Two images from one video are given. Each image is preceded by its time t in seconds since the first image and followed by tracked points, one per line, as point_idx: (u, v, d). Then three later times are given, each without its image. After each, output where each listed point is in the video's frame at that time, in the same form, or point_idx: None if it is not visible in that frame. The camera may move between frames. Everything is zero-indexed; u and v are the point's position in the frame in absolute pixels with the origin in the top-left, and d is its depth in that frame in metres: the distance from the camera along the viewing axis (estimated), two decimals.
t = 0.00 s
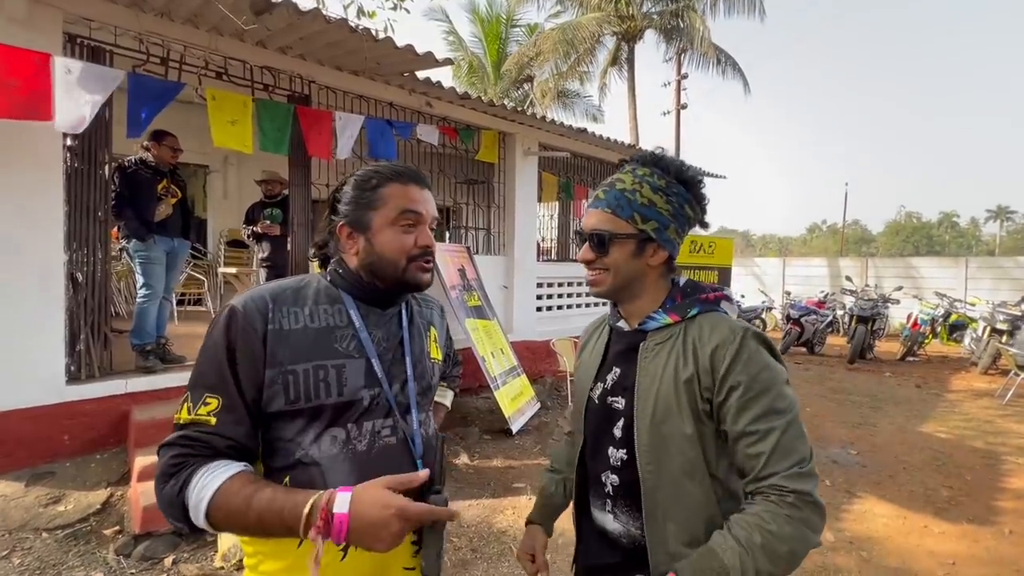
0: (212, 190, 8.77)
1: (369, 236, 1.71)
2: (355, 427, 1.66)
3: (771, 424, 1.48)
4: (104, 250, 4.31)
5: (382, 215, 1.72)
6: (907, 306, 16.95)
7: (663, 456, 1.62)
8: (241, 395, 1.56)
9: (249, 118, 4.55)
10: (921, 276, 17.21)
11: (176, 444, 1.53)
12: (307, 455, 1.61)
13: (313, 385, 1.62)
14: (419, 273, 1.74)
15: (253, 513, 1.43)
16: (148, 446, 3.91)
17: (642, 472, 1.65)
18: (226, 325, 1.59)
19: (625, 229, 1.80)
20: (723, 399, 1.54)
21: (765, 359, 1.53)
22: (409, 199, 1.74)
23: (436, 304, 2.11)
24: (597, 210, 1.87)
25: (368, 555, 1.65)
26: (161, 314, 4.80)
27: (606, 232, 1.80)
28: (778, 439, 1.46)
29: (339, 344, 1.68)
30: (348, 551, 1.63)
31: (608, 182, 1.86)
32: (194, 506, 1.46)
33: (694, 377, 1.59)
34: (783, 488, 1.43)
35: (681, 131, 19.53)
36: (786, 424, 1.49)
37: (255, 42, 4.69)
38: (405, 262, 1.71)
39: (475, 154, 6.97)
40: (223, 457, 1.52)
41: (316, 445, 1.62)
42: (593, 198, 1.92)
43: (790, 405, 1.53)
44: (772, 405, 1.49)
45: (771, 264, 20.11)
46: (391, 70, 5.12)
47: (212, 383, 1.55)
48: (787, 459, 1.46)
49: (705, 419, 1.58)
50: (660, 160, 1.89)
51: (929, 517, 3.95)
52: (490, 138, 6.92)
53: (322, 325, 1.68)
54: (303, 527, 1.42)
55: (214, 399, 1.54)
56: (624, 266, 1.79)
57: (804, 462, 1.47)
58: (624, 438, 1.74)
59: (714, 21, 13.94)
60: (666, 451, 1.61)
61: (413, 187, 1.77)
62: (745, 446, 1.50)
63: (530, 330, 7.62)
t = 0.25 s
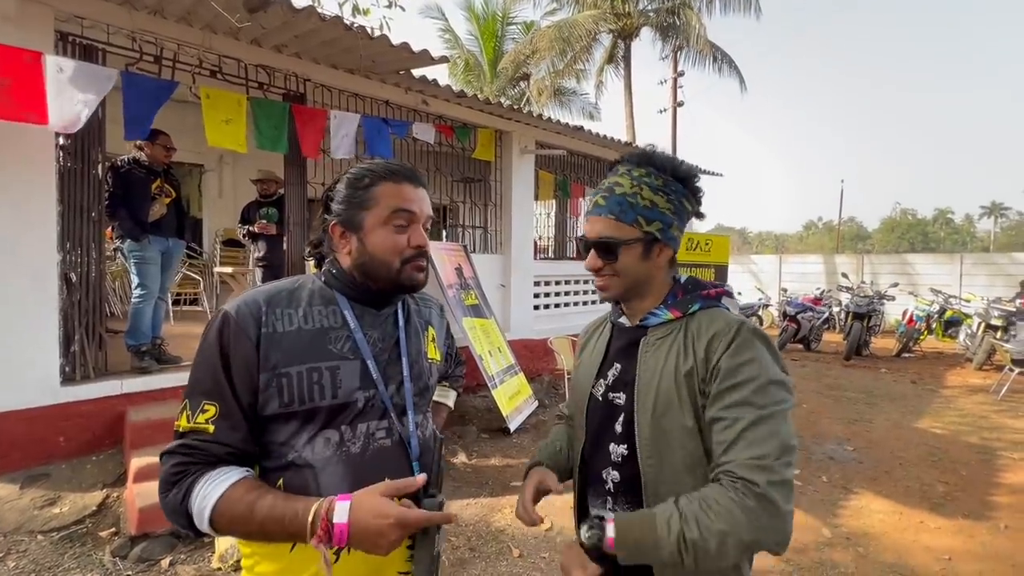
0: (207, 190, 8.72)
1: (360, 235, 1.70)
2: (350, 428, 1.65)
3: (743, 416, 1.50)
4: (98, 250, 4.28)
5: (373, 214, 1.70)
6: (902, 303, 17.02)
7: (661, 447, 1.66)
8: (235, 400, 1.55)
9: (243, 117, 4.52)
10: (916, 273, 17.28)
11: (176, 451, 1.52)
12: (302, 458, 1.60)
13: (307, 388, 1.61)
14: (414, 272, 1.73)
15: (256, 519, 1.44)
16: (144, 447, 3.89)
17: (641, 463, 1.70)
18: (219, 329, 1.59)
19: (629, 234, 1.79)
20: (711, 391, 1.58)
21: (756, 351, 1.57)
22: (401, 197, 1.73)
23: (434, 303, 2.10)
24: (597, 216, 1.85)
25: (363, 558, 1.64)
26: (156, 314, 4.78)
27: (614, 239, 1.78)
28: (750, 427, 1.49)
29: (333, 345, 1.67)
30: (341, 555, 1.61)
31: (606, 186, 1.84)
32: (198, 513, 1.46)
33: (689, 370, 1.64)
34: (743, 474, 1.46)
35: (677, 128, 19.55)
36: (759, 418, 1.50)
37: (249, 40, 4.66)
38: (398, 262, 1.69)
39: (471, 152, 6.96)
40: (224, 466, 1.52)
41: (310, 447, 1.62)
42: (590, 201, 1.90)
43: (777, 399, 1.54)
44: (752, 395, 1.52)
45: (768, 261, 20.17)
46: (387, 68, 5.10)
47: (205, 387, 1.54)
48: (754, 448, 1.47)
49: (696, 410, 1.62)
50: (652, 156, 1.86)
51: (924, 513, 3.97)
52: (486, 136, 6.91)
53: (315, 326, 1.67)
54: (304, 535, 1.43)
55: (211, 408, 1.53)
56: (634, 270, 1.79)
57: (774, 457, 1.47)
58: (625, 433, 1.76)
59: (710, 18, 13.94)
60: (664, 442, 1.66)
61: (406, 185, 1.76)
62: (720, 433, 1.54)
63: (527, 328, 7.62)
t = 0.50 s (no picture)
0: (199, 189, 8.65)
1: (370, 247, 1.67)
2: (350, 429, 1.65)
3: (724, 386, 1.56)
4: (90, 250, 4.24)
5: (387, 226, 1.67)
6: (894, 298, 17.17)
7: (665, 438, 1.71)
8: (232, 400, 1.54)
9: (237, 115, 4.48)
10: (908, 268, 17.43)
11: (174, 449, 1.53)
12: (302, 459, 1.60)
13: (306, 389, 1.60)
14: (411, 291, 1.72)
15: (253, 503, 1.43)
16: (139, 448, 3.86)
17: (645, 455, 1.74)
18: (216, 330, 1.57)
19: (647, 245, 1.79)
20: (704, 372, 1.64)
21: (749, 334, 1.62)
22: (416, 212, 1.70)
23: (436, 302, 2.10)
24: (609, 233, 1.81)
25: (364, 561, 1.62)
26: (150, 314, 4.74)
27: (638, 253, 1.78)
28: (727, 395, 1.54)
29: (333, 346, 1.66)
30: (342, 555, 1.59)
31: (611, 200, 1.81)
32: (196, 507, 1.47)
33: (687, 357, 1.70)
34: (713, 433, 1.50)
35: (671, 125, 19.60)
36: (738, 387, 1.55)
37: (242, 38, 4.61)
38: (402, 278, 1.68)
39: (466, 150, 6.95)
40: (220, 459, 1.52)
41: (309, 448, 1.61)
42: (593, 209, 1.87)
43: (765, 378, 1.57)
44: (737, 370, 1.57)
45: (761, 257, 20.29)
46: (381, 66, 5.08)
47: (202, 387, 1.54)
48: (728, 412, 1.51)
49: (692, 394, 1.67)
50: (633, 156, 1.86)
51: (917, 506, 4.02)
52: (481, 134, 6.90)
53: (315, 327, 1.66)
54: (304, 511, 1.43)
55: (206, 407, 1.52)
56: (655, 281, 1.81)
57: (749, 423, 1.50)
58: (625, 427, 1.81)
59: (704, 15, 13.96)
60: (668, 432, 1.70)
61: (422, 200, 1.72)
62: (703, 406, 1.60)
63: (523, 326, 7.63)
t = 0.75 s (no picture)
0: (189, 187, 8.53)
1: (379, 246, 1.67)
2: (355, 426, 1.65)
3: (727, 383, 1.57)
4: (80, 249, 4.18)
5: (397, 225, 1.67)
6: (882, 293, 17.38)
7: (666, 432, 1.72)
8: (237, 397, 1.54)
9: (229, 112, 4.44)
10: (895, 263, 17.66)
11: (178, 446, 1.53)
12: (307, 457, 1.60)
13: (311, 387, 1.60)
14: (420, 288, 1.73)
15: (264, 494, 1.45)
16: (131, 449, 3.82)
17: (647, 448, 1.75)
18: (221, 328, 1.57)
19: (647, 238, 1.80)
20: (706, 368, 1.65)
21: (750, 330, 1.64)
22: (427, 212, 1.70)
23: (439, 298, 2.11)
24: (610, 225, 1.82)
25: (369, 558, 1.63)
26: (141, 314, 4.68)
27: (638, 246, 1.79)
28: (732, 392, 1.56)
29: (337, 343, 1.66)
30: (349, 553, 1.60)
31: (613, 192, 1.81)
32: (202, 502, 1.47)
33: (689, 351, 1.71)
34: (721, 431, 1.51)
35: (662, 122, 19.68)
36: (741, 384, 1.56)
37: (232, 33, 4.55)
38: (410, 276, 1.68)
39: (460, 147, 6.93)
40: (224, 455, 1.53)
41: (315, 445, 1.61)
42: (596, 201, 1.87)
43: (767, 375, 1.59)
44: (741, 366, 1.58)
45: (752, 253, 20.47)
46: (374, 62, 5.05)
47: (206, 384, 1.53)
48: (733, 410, 1.53)
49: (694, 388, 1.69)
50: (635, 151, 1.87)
51: (907, 496, 4.09)
52: (474, 130, 6.89)
53: (319, 324, 1.66)
54: (315, 500, 1.45)
55: (211, 404, 1.52)
56: (654, 274, 1.82)
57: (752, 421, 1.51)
58: (626, 420, 1.82)
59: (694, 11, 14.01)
60: (670, 427, 1.72)
61: (433, 201, 1.72)
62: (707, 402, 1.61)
63: (517, 323, 7.63)
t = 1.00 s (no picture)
0: (176, 184, 8.39)
1: (384, 243, 1.67)
2: (361, 425, 1.65)
3: (721, 371, 1.60)
4: (66, 248, 4.10)
5: (403, 223, 1.66)
6: (869, 288, 17.62)
7: (666, 423, 1.74)
8: (241, 397, 1.52)
9: (218, 108, 4.39)
10: (881, 259, 17.93)
11: (180, 446, 1.51)
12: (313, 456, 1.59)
13: (316, 385, 1.59)
14: (424, 285, 1.72)
15: (270, 490, 1.44)
16: (121, 450, 3.77)
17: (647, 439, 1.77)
18: (223, 325, 1.55)
19: (648, 230, 1.82)
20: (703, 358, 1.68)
21: (748, 321, 1.67)
22: (433, 210, 1.69)
23: (440, 296, 2.11)
24: (611, 215, 1.84)
25: (377, 557, 1.63)
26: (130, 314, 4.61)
27: (638, 237, 1.80)
28: (724, 380, 1.59)
29: (342, 341, 1.65)
30: (357, 552, 1.60)
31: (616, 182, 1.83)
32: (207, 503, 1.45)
33: (687, 343, 1.74)
34: (711, 417, 1.54)
35: (650, 119, 19.77)
36: (734, 372, 1.59)
37: (220, 29, 4.47)
38: (415, 274, 1.68)
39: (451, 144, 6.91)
40: (228, 454, 1.51)
41: (320, 444, 1.60)
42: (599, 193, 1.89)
43: (761, 365, 1.62)
44: (735, 356, 1.61)
45: (740, 249, 20.67)
46: (364, 58, 5.01)
47: (208, 382, 1.51)
48: (725, 398, 1.55)
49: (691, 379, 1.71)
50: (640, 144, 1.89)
51: (895, 487, 4.17)
52: (466, 127, 6.86)
53: (323, 322, 1.65)
54: (322, 493, 1.44)
55: (213, 403, 1.50)
56: (653, 268, 1.83)
57: (743, 408, 1.54)
58: (629, 414, 1.84)
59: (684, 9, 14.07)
60: (669, 418, 1.74)
61: (439, 198, 1.72)
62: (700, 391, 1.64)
63: (510, 320, 7.62)
